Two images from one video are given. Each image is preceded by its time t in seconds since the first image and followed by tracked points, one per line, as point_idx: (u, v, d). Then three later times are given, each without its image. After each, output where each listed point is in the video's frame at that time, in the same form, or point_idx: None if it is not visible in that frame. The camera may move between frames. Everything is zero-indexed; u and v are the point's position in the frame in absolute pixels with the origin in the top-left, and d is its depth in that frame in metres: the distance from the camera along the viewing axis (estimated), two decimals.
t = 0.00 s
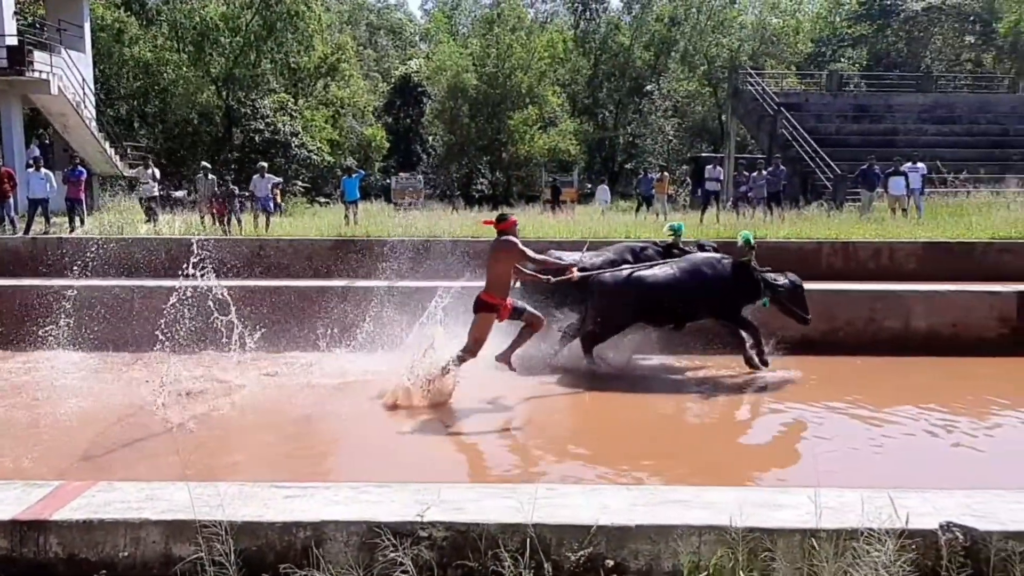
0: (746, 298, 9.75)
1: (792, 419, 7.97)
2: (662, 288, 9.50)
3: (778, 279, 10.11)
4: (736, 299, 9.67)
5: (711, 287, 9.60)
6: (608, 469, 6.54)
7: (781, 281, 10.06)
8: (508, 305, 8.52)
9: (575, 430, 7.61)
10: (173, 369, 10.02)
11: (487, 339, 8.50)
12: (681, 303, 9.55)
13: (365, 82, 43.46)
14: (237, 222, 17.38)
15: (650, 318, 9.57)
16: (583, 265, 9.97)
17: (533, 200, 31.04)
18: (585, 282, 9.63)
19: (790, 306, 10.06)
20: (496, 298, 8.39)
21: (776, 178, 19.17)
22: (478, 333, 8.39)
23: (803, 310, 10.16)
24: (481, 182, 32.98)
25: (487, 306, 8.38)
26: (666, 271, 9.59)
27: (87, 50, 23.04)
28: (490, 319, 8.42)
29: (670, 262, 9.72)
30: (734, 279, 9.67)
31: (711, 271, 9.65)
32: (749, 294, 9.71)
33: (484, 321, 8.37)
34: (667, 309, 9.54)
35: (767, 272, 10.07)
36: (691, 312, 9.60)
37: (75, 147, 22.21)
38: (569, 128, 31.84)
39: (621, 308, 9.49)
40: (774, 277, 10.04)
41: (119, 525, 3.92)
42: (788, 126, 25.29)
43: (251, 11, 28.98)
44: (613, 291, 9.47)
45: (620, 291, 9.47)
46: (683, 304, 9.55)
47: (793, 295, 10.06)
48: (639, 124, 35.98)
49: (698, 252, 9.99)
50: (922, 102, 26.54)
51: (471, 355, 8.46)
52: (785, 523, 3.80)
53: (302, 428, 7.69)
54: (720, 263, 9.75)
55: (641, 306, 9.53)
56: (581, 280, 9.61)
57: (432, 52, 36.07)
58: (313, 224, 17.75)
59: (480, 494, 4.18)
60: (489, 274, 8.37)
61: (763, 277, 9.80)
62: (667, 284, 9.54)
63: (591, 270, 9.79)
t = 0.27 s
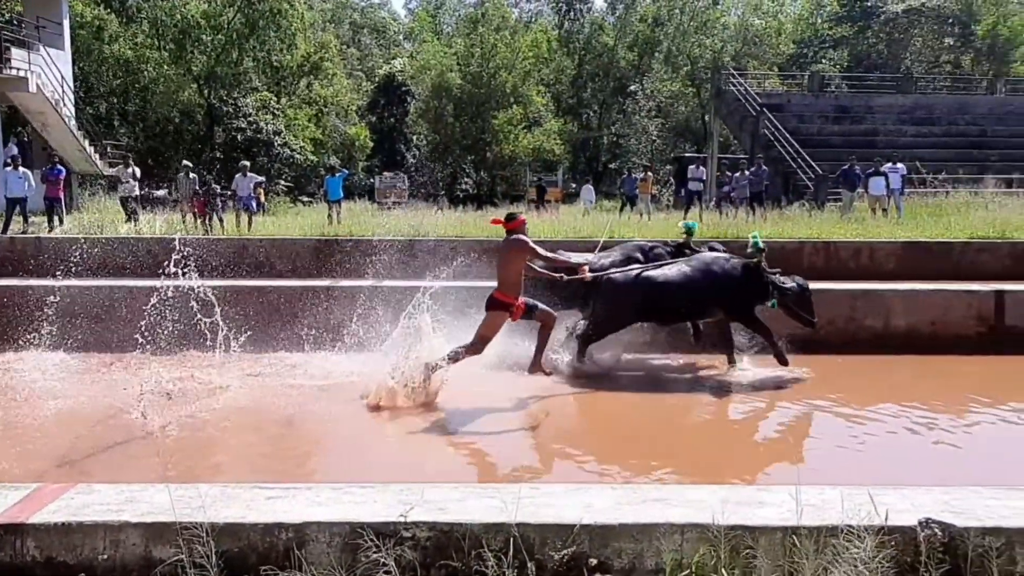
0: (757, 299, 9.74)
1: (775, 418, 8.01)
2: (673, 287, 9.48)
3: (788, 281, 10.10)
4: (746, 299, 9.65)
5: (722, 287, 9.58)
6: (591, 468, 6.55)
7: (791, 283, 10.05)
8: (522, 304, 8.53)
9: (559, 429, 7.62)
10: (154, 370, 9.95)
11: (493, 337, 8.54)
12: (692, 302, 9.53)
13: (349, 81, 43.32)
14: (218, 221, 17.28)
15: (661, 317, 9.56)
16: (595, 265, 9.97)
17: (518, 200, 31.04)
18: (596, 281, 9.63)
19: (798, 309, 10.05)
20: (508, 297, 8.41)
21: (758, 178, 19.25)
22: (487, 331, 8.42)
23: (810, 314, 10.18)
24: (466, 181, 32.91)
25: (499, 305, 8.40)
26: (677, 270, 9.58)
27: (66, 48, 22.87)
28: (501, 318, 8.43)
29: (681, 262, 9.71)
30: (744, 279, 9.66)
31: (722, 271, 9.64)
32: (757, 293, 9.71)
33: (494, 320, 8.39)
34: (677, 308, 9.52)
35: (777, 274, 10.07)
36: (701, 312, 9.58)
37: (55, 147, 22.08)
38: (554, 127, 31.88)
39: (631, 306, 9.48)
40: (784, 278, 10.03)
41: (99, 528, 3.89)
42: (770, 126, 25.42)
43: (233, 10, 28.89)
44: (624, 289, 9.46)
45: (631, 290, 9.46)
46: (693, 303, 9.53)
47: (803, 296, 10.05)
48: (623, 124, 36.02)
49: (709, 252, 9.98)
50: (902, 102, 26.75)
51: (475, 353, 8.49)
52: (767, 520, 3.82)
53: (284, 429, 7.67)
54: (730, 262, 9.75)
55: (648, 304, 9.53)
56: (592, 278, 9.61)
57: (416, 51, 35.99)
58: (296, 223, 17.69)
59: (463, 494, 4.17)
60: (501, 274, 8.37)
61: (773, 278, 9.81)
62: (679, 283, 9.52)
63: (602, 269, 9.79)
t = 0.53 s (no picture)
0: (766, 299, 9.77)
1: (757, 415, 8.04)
2: (684, 285, 9.51)
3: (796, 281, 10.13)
4: (756, 298, 9.68)
5: (733, 285, 9.60)
6: (574, 467, 6.54)
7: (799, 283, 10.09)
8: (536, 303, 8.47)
9: (542, 427, 7.61)
10: (133, 371, 9.86)
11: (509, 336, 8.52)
12: (702, 300, 9.57)
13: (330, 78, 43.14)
14: (197, 219, 17.16)
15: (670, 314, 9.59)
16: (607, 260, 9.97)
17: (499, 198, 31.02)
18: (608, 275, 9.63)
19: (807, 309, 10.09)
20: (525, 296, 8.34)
21: (739, 176, 19.27)
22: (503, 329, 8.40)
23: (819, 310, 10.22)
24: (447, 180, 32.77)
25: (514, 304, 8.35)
26: (689, 268, 9.59)
27: (41, 44, 22.62)
28: (515, 317, 8.39)
29: (694, 259, 9.72)
30: (755, 279, 9.69)
31: (734, 270, 9.66)
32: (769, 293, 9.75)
33: (510, 318, 8.35)
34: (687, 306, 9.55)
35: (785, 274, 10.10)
36: (711, 310, 9.61)
37: (30, 144, 21.88)
38: (536, 126, 31.90)
39: (642, 303, 9.50)
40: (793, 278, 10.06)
41: (75, 530, 3.84)
42: (751, 124, 25.52)
43: (212, 6, 28.76)
44: (636, 285, 9.47)
45: (643, 286, 9.48)
46: (704, 301, 9.57)
47: (811, 296, 10.09)
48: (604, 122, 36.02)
49: (721, 250, 10.00)
50: (881, 101, 26.94)
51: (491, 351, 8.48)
52: (746, 517, 3.83)
53: (264, 430, 7.61)
54: (743, 262, 9.77)
55: (661, 302, 9.53)
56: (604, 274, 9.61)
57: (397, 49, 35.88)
58: (276, 222, 17.59)
59: (445, 494, 4.15)
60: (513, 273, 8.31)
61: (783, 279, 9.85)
62: (691, 281, 9.54)
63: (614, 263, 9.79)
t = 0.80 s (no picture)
0: (775, 299, 9.82)
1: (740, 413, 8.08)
2: (696, 282, 9.52)
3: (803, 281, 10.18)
4: (765, 297, 9.71)
5: (744, 283, 9.64)
6: (557, 466, 6.54)
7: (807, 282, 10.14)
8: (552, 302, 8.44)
9: (525, 427, 7.60)
10: (112, 373, 9.76)
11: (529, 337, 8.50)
12: (713, 297, 9.57)
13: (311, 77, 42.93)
14: (176, 218, 17.03)
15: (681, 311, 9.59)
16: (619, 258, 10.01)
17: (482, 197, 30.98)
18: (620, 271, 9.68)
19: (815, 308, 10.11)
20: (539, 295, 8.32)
21: (720, 175, 19.32)
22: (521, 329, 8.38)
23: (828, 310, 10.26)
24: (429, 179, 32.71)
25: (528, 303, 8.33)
26: (701, 266, 9.62)
27: (15, 43, 22.33)
28: (532, 317, 8.36)
29: (705, 258, 9.76)
30: (764, 280, 9.74)
31: (745, 269, 9.71)
32: (777, 292, 9.81)
33: (526, 318, 8.33)
34: (698, 303, 9.56)
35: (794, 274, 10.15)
36: (721, 307, 9.61)
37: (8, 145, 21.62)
38: (518, 125, 31.88)
39: (653, 298, 9.51)
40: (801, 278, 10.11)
41: (51, 534, 3.79)
42: (732, 124, 25.64)
43: (191, 3, 28.62)
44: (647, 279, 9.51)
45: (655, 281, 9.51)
46: (714, 298, 9.57)
47: (818, 296, 10.13)
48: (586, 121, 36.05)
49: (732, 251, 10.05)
50: (860, 101, 27.14)
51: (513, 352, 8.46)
52: (727, 513, 3.84)
53: (245, 432, 7.56)
54: (753, 262, 9.84)
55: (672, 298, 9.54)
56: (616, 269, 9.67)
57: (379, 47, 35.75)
58: (257, 221, 17.49)
59: (426, 493, 4.14)
60: (525, 273, 8.30)
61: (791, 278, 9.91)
62: (702, 278, 9.56)
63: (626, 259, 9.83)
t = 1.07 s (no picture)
0: (780, 299, 9.90)
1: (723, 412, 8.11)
2: (706, 279, 9.58)
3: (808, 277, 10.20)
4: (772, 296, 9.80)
5: (752, 282, 9.72)
6: (539, 465, 6.54)
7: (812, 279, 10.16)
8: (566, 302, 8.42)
9: (506, 426, 7.59)
10: (89, 375, 9.66)
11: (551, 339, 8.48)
12: (722, 295, 9.64)
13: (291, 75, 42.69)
14: (154, 217, 16.88)
15: (690, 308, 9.64)
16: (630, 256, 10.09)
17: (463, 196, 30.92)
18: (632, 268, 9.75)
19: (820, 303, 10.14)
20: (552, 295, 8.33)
21: (701, 175, 19.40)
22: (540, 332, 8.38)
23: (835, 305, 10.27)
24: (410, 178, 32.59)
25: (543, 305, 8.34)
26: (712, 264, 9.70)
27: None
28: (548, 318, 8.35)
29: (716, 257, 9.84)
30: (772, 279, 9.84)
31: (753, 269, 9.81)
32: (784, 292, 9.90)
33: (543, 320, 8.32)
34: (707, 300, 9.61)
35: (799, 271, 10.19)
36: (729, 306, 9.67)
37: None
38: (499, 125, 31.86)
39: (664, 294, 9.56)
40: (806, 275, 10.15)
41: (25, 539, 3.74)
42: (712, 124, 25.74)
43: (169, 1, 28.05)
44: (658, 275, 9.56)
45: (667, 277, 9.55)
46: (723, 296, 9.63)
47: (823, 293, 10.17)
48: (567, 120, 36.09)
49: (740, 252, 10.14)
50: (838, 101, 27.34)
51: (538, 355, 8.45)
52: (706, 511, 3.85)
53: (224, 434, 7.50)
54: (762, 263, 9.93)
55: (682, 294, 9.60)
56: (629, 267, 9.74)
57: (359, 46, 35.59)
58: (236, 220, 17.36)
59: (406, 493, 4.12)
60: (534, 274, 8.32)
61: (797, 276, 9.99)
62: (712, 275, 9.62)
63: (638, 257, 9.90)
